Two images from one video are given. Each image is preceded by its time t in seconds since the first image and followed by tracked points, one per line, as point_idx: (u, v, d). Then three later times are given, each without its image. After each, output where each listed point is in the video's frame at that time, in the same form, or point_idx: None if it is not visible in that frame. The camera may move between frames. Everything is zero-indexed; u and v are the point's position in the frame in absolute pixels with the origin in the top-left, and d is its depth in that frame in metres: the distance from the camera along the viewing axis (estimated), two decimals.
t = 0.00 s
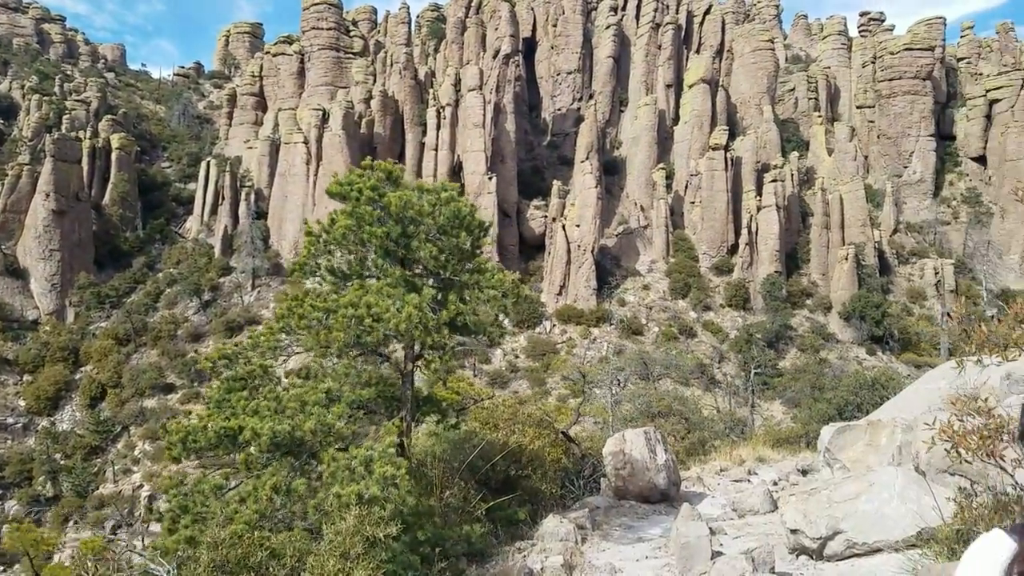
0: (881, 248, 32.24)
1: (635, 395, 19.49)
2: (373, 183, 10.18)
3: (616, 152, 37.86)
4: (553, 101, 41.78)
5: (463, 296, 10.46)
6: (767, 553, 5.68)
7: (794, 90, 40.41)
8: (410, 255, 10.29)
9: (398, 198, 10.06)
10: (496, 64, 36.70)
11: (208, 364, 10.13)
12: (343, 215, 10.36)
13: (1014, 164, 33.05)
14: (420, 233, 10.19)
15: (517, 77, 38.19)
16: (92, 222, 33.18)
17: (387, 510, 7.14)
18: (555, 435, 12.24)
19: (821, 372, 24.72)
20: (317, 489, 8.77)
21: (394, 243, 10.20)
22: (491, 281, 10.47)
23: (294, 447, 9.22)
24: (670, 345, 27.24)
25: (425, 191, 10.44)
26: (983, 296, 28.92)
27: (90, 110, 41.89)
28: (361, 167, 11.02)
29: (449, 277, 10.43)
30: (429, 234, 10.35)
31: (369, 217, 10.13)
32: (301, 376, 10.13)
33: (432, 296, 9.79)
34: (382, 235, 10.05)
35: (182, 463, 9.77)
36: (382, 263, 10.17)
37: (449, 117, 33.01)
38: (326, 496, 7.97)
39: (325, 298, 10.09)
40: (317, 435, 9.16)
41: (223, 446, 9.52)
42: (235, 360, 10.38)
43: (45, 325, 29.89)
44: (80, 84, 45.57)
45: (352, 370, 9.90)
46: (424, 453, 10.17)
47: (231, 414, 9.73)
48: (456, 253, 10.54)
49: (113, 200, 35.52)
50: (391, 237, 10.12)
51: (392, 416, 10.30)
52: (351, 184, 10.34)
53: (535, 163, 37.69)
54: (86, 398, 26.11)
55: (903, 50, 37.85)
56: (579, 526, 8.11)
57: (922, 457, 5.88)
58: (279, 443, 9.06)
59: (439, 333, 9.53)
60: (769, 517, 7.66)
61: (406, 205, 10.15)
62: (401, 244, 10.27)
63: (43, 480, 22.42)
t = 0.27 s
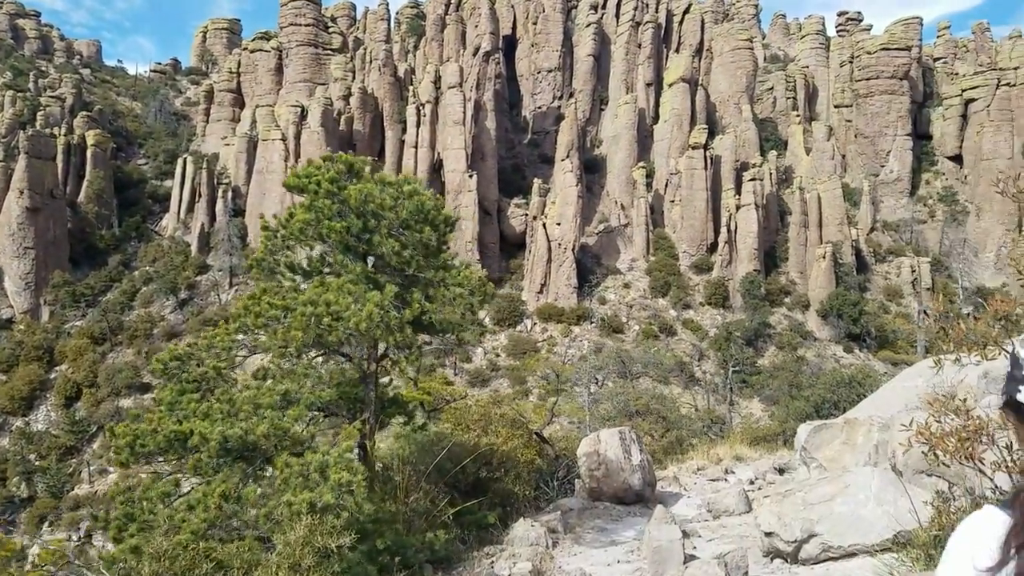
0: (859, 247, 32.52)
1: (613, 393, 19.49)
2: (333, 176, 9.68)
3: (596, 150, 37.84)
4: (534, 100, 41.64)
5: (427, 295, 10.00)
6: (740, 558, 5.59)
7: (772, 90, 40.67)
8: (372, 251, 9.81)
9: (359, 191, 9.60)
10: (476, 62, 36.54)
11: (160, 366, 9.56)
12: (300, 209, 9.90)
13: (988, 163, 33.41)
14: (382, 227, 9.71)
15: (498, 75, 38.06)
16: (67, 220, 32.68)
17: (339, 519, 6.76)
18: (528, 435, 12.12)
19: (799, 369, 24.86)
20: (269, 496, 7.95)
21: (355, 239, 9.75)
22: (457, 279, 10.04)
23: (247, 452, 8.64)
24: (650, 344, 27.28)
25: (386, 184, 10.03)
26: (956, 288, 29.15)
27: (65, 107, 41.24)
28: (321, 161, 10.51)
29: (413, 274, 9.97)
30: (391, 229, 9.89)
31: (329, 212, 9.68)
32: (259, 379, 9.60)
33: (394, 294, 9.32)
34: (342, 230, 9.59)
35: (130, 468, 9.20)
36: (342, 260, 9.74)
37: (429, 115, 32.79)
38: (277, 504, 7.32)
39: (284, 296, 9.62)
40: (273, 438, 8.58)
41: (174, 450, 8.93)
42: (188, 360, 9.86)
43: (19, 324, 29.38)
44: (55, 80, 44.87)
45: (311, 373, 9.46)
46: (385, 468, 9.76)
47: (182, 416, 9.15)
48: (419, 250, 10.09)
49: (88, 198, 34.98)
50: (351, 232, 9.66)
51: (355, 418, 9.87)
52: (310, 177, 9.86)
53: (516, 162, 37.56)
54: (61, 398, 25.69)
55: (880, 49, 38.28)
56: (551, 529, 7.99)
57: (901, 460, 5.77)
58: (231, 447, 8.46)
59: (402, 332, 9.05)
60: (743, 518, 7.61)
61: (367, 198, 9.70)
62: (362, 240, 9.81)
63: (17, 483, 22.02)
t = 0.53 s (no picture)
0: (846, 246, 32.59)
1: (597, 391, 19.44)
2: (288, 160, 9.14)
3: (584, 149, 37.73)
4: (522, 97, 41.48)
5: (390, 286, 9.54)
6: (717, 558, 5.56)
7: (760, 88, 40.70)
8: (331, 240, 9.39)
9: (316, 176, 9.11)
10: (464, 60, 36.33)
11: (107, 361, 8.75)
12: (256, 195, 9.25)
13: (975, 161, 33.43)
14: (341, 214, 9.23)
15: (486, 73, 37.89)
16: (52, 218, 32.29)
17: (283, 523, 6.40)
18: (506, 432, 11.94)
19: (785, 367, 24.86)
20: (218, 497, 7.25)
21: (313, 227, 9.29)
22: (420, 268, 9.59)
23: (196, 451, 7.92)
24: (639, 342, 27.19)
25: (345, 168, 9.58)
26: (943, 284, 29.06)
27: (49, 103, 40.71)
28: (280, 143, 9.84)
29: (374, 264, 9.58)
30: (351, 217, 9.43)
31: (285, 198, 9.19)
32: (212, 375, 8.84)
33: (354, 284, 8.84)
34: (299, 217, 9.10)
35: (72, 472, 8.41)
36: (300, 249, 9.28)
37: (417, 113, 32.49)
38: (223, 505, 6.74)
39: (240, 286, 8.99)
40: (226, 437, 7.89)
41: (119, 450, 8.25)
42: (141, 356, 8.97)
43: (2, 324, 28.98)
44: (39, 77, 44.38)
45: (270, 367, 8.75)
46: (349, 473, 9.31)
47: (129, 414, 8.38)
48: (382, 239, 9.66)
49: (72, 195, 34.50)
50: (308, 219, 9.19)
51: (316, 416, 9.30)
52: (266, 161, 9.21)
53: (504, 160, 37.46)
54: (45, 397, 25.02)
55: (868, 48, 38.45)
56: (526, 530, 7.87)
57: (888, 459, 5.65)
58: (178, 446, 7.77)
59: (364, 324, 8.50)
60: (723, 517, 7.50)
61: (324, 184, 9.22)
62: (320, 228, 9.34)
63: None
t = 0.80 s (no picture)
0: (830, 245, 32.75)
1: (579, 389, 19.47)
2: (240, 147, 8.61)
3: (571, 147, 37.68)
4: (509, 96, 41.37)
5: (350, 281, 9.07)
6: (691, 563, 5.70)
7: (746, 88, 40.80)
8: (287, 232, 8.93)
9: (269, 164, 8.67)
10: (450, 58, 36.17)
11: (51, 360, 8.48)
12: (205, 184, 8.75)
13: (959, 161, 33.59)
14: (296, 206, 8.81)
15: (472, 72, 37.74)
16: (33, 216, 31.84)
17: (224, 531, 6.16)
18: (480, 434, 11.82)
19: (771, 366, 24.92)
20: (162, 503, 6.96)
21: (268, 219, 8.83)
22: (380, 262, 9.19)
23: (141, 455, 7.52)
24: (625, 341, 27.16)
25: (300, 156, 9.08)
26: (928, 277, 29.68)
27: (30, 100, 40.18)
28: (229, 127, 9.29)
29: (335, 258, 9.15)
30: (308, 208, 8.96)
31: (237, 188, 8.66)
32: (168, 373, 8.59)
33: (310, 279, 8.44)
34: (252, 208, 8.61)
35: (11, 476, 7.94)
36: (254, 242, 8.76)
37: (402, 111, 32.24)
38: (162, 513, 6.52)
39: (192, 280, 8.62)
40: (171, 440, 7.57)
41: (60, 454, 7.83)
42: (85, 354, 8.74)
43: None
44: (20, 74, 43.80)
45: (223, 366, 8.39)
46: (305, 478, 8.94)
47: (71, 417, 7.92)
48: (342, 231, 9.24)
49: (54, 193, 34.09)
50: (262, 211, 8.72)
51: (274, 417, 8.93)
52: (216, 149, 8.72)
53: (490, 158, 37.38)
54: (26, 397, 23.55)
55: (853, 47, 38.41)
56: (498, 534, 7.77)
57: (857, 457, 5.62)
58: (119, 450, 7.32)
59: (320, 322, 8.20)
60: (700, 519, 7.40)
61: (278, 173, 8.77)
62: (275, 220, 8.88)
63: None
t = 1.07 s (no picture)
0: (814, 244, 32.89)
1: (557, 389, 19.45)
2: (185, 127, 8.53)
3: (556, 147, 37.59)
4: (494, 95, 41.22)
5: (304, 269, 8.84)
6: (663, 563, 5.49)
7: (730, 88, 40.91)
8: (238, 217, 8.73)
9: (216, 144, 8.50)
10: (435, 56, 35.96)
11: None
12: (150, 167, 8.68)
13: (941, 161, 33.77)
14: (246, 186, 8.60)
15: (457, 70, 37.54)
16: (12, 215, 31.32)
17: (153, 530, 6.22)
18: (453, 432, 11.71)
19: (754, 365, 24.95)
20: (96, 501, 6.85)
21: (217, 203, 8.63)
22: (336, 249, 8.95)
23: (78, 450, 7.38)
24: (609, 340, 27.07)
25: (250, 138, 8.93)
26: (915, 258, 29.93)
27: (9, 97, 39.55)
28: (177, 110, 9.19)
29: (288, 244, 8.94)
30: (257, 191, 8.76)
31: (184, 168, 8.54)
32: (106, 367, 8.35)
33: (260, 266, 8.27)
34: (199, 190, 8.40)
35: None
36: (201, 226, 8.57)
37: (387, 110, 31.96)
38: (94, 511, 6.54)
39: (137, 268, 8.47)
40: (110, 434, 7.39)
41: None
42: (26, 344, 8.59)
43: None
44: None
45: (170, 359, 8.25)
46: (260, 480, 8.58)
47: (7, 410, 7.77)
48: (296, 216, 9.01)
49: (34, 192, 33.58)
50: (211, 193, 8.50)
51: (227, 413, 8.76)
52: (162, 129, 8.62)
53: (475, 157, 37.23)
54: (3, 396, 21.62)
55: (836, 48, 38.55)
56: (466, 534, 7.63)
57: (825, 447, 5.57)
58: (54, 445, 7.24)
59: (272, 312, 8.06)
60: (676, 517, 7.30)
61: (226, 155, 8.56)
62: (226, 205, 8.71)
63: None
